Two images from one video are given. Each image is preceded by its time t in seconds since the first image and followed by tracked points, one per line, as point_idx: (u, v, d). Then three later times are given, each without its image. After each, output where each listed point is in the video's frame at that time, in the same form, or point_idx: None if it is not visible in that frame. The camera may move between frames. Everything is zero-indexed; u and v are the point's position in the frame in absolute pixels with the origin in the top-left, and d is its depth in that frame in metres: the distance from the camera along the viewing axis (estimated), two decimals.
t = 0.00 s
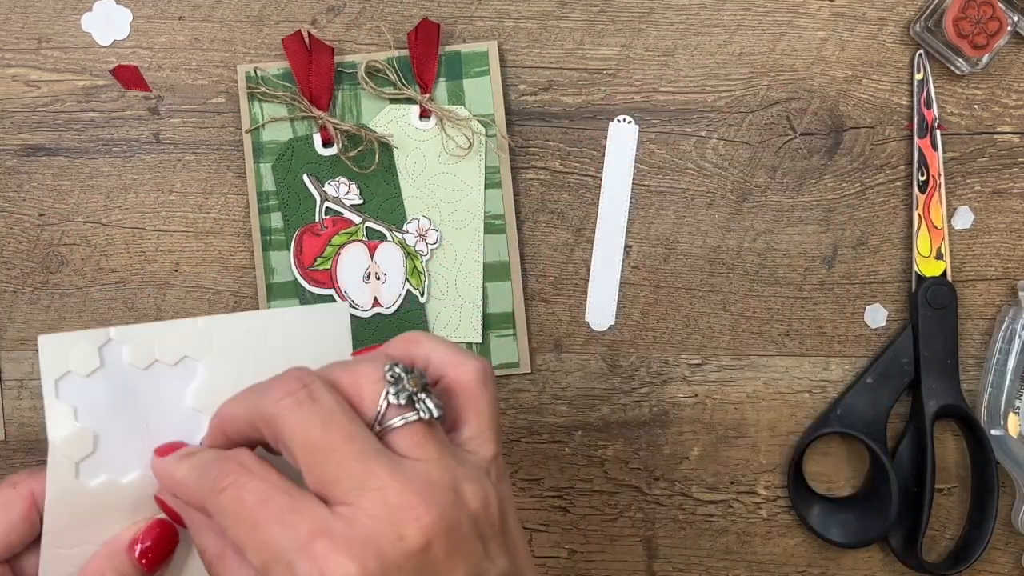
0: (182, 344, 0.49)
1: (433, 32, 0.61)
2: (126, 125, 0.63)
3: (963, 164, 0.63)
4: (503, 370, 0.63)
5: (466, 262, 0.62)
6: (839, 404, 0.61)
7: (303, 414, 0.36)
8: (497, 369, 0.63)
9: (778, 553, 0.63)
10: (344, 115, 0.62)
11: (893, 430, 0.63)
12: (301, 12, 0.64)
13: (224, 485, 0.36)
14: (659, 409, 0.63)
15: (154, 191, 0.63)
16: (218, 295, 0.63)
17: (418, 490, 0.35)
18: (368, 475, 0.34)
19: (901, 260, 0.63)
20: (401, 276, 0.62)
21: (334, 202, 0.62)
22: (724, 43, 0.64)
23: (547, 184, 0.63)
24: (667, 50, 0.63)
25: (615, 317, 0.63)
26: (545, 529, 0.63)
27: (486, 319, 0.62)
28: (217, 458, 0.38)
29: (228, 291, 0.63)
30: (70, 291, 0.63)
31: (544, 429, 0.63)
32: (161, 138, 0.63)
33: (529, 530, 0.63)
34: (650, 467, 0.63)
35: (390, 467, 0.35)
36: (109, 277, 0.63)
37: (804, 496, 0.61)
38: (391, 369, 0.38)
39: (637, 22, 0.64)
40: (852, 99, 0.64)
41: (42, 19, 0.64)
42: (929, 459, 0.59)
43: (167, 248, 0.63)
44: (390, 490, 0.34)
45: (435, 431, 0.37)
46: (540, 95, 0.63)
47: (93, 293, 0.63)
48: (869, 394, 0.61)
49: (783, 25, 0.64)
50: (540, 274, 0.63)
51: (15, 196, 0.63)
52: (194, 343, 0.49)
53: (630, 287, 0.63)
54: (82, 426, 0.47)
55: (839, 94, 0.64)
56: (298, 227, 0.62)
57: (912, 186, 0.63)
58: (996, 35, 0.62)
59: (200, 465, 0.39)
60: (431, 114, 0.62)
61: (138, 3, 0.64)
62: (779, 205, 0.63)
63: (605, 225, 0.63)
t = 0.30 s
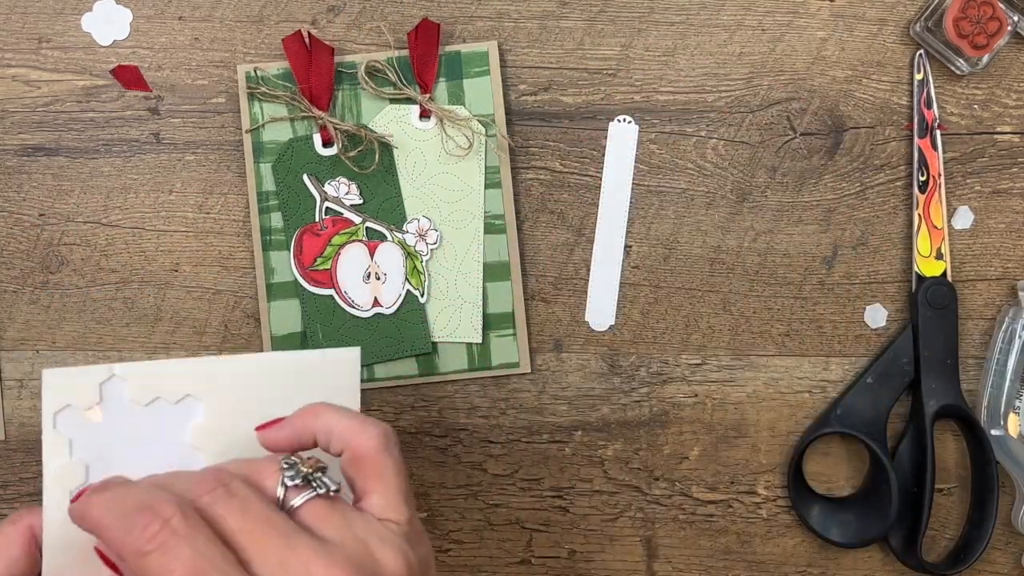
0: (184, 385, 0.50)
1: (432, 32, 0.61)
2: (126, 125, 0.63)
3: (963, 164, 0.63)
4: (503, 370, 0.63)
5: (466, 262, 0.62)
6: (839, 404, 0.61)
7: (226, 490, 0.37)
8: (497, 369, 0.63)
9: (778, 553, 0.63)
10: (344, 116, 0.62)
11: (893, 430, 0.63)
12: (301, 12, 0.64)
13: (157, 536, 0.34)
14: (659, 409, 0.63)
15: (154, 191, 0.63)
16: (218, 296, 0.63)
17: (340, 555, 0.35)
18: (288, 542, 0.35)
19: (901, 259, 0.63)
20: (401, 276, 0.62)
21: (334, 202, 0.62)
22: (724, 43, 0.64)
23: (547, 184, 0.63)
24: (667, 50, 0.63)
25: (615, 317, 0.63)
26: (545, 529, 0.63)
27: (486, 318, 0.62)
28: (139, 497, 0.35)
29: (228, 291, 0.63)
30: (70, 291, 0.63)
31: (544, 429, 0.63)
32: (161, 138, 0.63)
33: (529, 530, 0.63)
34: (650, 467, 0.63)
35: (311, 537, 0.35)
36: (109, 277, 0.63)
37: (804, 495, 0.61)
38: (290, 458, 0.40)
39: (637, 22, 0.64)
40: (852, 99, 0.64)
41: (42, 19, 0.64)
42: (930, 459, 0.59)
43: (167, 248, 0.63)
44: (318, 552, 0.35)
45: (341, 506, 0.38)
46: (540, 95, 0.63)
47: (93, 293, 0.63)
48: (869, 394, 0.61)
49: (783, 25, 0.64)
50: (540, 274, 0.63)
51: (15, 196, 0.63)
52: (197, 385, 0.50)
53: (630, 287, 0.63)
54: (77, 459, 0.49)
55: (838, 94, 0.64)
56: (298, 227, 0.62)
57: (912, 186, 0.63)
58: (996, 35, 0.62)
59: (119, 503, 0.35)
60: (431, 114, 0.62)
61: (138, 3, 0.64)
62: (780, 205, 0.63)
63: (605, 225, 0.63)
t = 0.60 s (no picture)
0: (149, 429, 0.56)
1: (431, 31, 0.62)
2: (126, 125, 0.63)
3: (963, 164, 0.63)
4: (503, 370, 0.63)
5: (466, 262, 0.62)
6: (839, 404, 0.61)
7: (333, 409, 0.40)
8: (497, 369, 0.63)
9: (778, 553, 0.63)
10: (344, 115, 0.62)
11: (893, 430, 0.63)
12: (301, 12, 0.64)
13: (299, 452, 0.35)
14: (659, 409, 0.63)
15: (154, 190, 0.63)
16: (218, 296, 0.63)
17: (427, 512, 0.38)
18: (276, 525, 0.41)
19: (901, 259, 0.63)
20: (401, 276, 0.62)
21: (334, 202, 0.62)
22: (724, 43, 0.64)
23: (547, 184, 0.63)
24: (667, 50, 0.63)
25: (615, 317, 0.63)
26: (545, 529, 0.63)
27: (486, 318, 0.62)
28: (285, 410, 0.38)
29: (228, 291, 0.63)
30: (70, 291, 0.63)
31: (544, 429, 0.63)
32: (161, 138, 0.63)
33: (529, 530, 0.63)
34: (650, 467, 0.63)
35: (408, 498, 0.38)
36: (110, 277, 0.63)
37: (803, 495, 0.61)
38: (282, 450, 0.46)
39: (637, 22, 0.64)
40: (852, 99, 0.64)
41: (42, 19, 0.64)
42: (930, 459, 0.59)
43: (167, 248, 0.63)
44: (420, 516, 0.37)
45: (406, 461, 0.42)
46: (540, 95, 0.63)
47: (93, 293, 0.63)
48: (868, 394, 0.61)
49: (783, 25, 0.64)
50: (540, 274, 0.63)
51: (15, 196, 0.63)
52: (168, 427, 0.56)
53: (631, 287, 0.63)
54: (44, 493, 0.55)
55: (838, 94, 0.64)
56: (298, 227, 0.62)
57: (912, 186, 0.63)
58: (996, 35, 0.62)
59: (267, 413, 0.38)
60: (431, 114, 0.62)
61: (138, 3, 0.64)
62: (780, 205, 0.63)
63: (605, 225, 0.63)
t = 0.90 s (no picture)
0: (101, 384, 0.63)
1: (432, 31, 0.61)
2: (126, 125, 0.63)
3: (963, 164, 0.63)
4: (503, 370, 0.63)
5: (466, 262, 0.62)
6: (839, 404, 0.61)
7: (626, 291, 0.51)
8: (497, 369, 0.63)
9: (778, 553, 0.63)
10: (345, 115, 0.62)
11: (893, 430, 0.63)
12: (301, 13, 0.64)
13: (634, 382, 0.48)
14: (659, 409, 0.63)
15: (154, 191, 0.63)
16: (218, 296, 0.63)
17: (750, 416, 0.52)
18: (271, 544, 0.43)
19: (901, 259, 0.63)
20: (401, 277, 0.62)
21: (334, 202, 0.62)
22: (724, 43, 0.64)
23: (547, 184, 0.63)
24: (667, 50, 0.63)
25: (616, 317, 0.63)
26: (545, 529, 0.63)
27: (486, 318, 0.62)
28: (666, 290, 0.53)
29: (228, 291, 0.63)
30: (70, 291, 0.63)
31: (544, 429, 0.63)
32: (161, 138, 0.63)
33: (529, 530, 0.63)
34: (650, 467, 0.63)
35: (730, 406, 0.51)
36: (109, 277, 0.63)
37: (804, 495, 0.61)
38: None
39: (637, 22, 0.64)
40: (852, 99, 0.64)
41: (42, 19, 0.64)
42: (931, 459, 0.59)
43: (167, 248, 0.63)
44: (789, 420, 0.54)
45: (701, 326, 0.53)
46: (540, 95, 0.63)
47: (93, 293, 0.63)
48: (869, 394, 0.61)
49: (783, 25, 0.64)
50: (540, 274, 0.63)
51: (15, 196, 0.63)
52: (115, 385, 0.63)
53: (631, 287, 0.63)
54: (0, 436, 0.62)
55: (838, 94, 0.64)
56: (298, 227, 0.62)
57: (912, 186, 0.63)
58: (996, 35, 0.62)
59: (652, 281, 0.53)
60: (431, 114, 0.62)
61: (138, 3, 0.64)
62: (780, 205, 0.63)
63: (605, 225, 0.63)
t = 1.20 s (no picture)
0: (99, 384, 0.62)
1: (431, 31, 0.61)
2: (126, 125, 0.63)
3: (963, 164, 0.63)
4: (503, 369, 0.63)
5: (466, 262, 0.62)
6: (839, 404, 0.61)
7: None
8: (497, 369, 0.63)
9: (778, 553, 0.63)
10: (344, 115, 0.62)
11: (893, 430, 0.63)
12: (301, 13, 0.64)
13: None
14: (659, 409, 0.63)
15: (154, 191, 0.63)
16: (218, 296, 0.63)
17: None
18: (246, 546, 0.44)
19: (901, 259, 0.63)
20: (401, 277, 0.62)
21: (334, 202, 0.62)
22: (723, 43, 0.64)
23: (547, 184, 0.63)
24: (667, 50, 0.63)
25: (616, 317, 0.63)
26: (545, 529, 0.63)
27: (486, 318, 0.62)
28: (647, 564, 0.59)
29: (228, 291, 0.63)
30: (70, 291, 0.63)
31: (544, 429, 0.63)
32: (161, 138, 0.63)
33: (529, 530, 0.63)
34: (650, 467, 0.63)
35: None
36: (109, 277, 0.63)
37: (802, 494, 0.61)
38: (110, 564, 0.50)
39: (637, 22, 0.64)
40: (852, 99, 0.64)
41: (42, 19, 0.64)
42: (930, 459, 0.59)
43: (167, 248, 0.63)
44: None
45: None
46: (540, 95, 0.63)
47: (93, 293, 0.63)
48: (869, 393, 0.61)
49: (783, 25, 0.64)
50: (540, 274, 0.63)
51: (15, 196, 0.63)
52: (113, 384, 0.62)
53: (631, 286, 0.63)
54: None
55: (838, 94, 0.64)
56: (298, 227, 0.62)
57: (912, 186, 0.63)
58: (996, 35, 0.62)
59: None
60: (431, 114, 0.62)
61: (138, 3, 0.64)
62: (780, 205, 0.63)
63: (605, 225, 0.63)
